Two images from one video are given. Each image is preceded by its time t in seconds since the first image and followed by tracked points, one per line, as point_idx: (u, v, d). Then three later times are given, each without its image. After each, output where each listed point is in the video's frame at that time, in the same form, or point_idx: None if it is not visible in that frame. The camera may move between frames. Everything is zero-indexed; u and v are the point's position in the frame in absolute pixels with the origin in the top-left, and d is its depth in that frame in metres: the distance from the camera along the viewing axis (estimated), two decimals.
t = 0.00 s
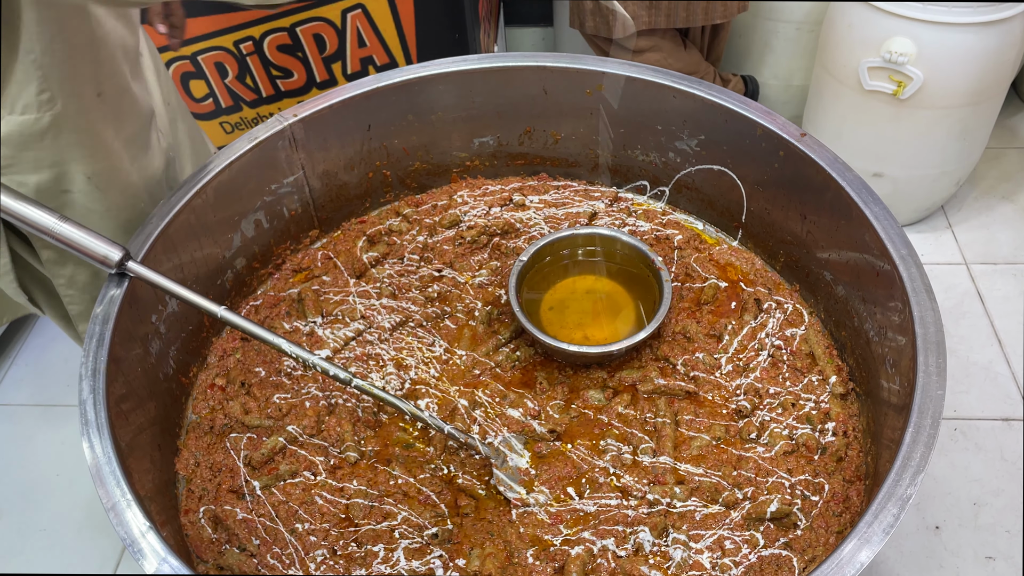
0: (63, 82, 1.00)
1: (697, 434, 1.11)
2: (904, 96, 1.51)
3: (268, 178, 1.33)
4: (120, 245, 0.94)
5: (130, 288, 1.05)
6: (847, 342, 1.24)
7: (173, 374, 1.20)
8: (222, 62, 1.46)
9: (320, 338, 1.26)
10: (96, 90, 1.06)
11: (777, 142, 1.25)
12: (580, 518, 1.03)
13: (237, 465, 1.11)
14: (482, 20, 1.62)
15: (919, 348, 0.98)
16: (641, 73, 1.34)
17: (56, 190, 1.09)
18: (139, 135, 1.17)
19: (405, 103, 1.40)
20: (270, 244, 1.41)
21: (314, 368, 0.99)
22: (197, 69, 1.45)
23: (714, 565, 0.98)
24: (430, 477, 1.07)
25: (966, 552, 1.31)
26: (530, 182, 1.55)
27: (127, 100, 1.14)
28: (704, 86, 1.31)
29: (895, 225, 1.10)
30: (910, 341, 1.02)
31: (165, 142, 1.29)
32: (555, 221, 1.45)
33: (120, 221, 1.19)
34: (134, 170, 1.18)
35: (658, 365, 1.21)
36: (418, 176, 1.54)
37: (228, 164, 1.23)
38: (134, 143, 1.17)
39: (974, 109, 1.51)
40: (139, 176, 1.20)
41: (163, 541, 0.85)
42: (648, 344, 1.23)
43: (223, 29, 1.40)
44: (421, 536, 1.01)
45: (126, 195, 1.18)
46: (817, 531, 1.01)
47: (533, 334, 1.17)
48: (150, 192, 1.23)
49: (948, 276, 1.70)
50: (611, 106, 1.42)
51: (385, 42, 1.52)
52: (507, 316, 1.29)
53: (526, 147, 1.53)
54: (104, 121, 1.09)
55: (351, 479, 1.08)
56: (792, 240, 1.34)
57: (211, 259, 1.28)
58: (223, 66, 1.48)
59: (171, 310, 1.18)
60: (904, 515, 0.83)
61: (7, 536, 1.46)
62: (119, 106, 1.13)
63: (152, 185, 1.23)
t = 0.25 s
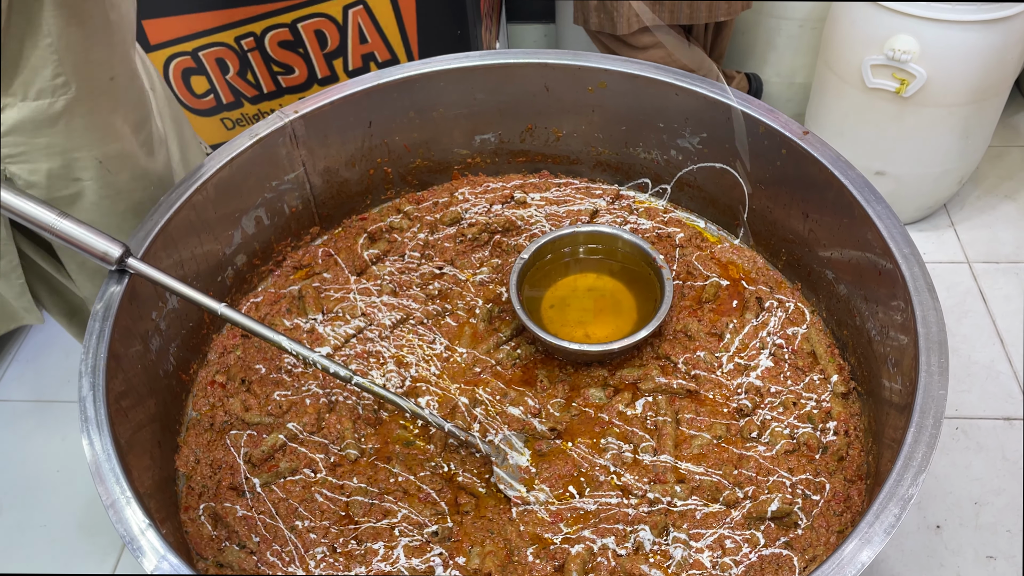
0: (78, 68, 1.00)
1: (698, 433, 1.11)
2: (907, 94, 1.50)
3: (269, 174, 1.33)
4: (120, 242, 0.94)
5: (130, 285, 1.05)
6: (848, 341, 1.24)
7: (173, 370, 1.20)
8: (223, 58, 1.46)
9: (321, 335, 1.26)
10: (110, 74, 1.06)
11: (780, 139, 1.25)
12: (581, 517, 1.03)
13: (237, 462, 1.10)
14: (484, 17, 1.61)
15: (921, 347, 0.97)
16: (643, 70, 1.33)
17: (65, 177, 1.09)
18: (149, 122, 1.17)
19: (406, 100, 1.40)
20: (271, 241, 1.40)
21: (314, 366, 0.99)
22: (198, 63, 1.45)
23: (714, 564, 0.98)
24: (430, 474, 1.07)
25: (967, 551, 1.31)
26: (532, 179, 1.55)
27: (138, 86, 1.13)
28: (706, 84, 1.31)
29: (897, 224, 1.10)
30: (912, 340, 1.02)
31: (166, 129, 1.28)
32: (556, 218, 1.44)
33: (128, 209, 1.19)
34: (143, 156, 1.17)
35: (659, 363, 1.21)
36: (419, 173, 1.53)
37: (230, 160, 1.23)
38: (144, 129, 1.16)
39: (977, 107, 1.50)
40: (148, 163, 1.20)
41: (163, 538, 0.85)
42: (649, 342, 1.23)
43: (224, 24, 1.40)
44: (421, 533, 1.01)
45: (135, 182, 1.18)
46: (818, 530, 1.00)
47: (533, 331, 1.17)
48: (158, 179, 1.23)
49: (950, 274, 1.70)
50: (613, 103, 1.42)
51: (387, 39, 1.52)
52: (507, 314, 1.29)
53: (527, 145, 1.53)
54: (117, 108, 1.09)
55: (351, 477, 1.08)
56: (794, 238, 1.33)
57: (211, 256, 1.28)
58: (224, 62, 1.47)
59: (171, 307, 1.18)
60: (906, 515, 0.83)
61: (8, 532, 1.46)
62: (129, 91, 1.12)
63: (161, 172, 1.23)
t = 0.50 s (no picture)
0: (63, 58, 0.99)
1: (698, 431, 1.10)
2: (910, 91, 1.48)
3: (269, 170, 1.33)
4: (119, 238, 0.94)
5: (129, 281, 1.05)
6: (849, 339, 1.23)
7: (172, 367, 1.20)
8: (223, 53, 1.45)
9: (321, 331, 1.26)
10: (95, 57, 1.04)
11: (781, 137, 1.24)
12: (580, 515, 1.02)
13: (236, 459, 1.10)
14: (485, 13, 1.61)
15: (922, 346, 0.97)
16: (645, 67, 1.33)
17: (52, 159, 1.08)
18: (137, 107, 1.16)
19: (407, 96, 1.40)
20: (271, 237, 1.40)
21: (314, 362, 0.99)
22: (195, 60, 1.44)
23: (713, 562, 0.97)
24: (430, 472, 1.07)
25: (967, 551, 1.30)
26: (533, 176, 1.54)
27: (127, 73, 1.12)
28: (708, 80, 1.30)
29: (899, 222, 1.10)
30: (913, 340, 1.02)
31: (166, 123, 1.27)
32: (557, 215, 1.44)
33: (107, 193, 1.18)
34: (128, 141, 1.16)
35: (659, 361, 1.20)
36: (419, 170, 1.53)
37: (229, 156, 1.22)
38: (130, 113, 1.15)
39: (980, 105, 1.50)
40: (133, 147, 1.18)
41: (161, 535, 0.85)
42: (650, 340, 1.23)
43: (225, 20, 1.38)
44: (420, 531, 1.01)
45: (119, 164, 1.17)
46: (818, 529, 1.00)
47: (533, 329, 1.17)
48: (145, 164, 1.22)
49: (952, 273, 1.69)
50: (614, 100, 1.41)
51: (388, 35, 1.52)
52: (508, 311, 1.29)
53: (528, 141, 1.52)
54: (98, 90, 1.08)
55: (350, 474, 1.08)
56: (795, 236, 1.33)
57: (211, 252, 1.28)
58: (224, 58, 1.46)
59: (171, 303, 1.18)
60: (906, 514, 0.83)
61: (8, 527, 1.46)
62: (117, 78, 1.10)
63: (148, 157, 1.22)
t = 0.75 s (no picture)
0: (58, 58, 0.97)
1: (698, 429, 1.10)
2: (912, 89, 1.48)
3: (268, 166, 1.32)
4: (117, 233, 0.94)
5: (127, 276, 1.05)
6: (850, 337, 1.23)
7: (171, 362, 1.19)
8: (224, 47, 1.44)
9: (320, 327, 1.26)
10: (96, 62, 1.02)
11: (783, 133, 1.24)
12: (579, 512, 1.02)
13: (235, 455, 1.10)
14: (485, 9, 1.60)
15: (924, 345, 0.96)
16: (646, 63, 1.32)
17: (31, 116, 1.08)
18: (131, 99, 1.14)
19: (407, 92, 1.39)
20: (270, 232, 1.40)
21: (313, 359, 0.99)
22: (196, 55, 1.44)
23: (712, 561, 0.97)
24: (428, 469, 1.07)
25: (968, 550, 1.30)
26: (533, 172, 1.53)
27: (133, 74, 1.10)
28: (710, 77, 1.30)
29: (900, 220, 1.09)
30: (914, 338, 1.01)
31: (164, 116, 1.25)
32: (558, 212, 1.43)
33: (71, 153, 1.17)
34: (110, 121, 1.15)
35: (659, 359, 1.20)
36: (419, 166, 1.52)
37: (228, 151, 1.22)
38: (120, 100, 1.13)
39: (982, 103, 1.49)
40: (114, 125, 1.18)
41: (158, 531, 0.85)
42: (650, 337, 1.22)
43: (226, 15, 1.38)
44: (418, 528, 1.01)
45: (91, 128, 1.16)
46: (817, 528, 1.00)
47: (533, 326, 1.16)
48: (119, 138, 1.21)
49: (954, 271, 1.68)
50: (615, 97, 1.40)
51: (389, 31, 1.51)
52: (508, 308, 1.28)
53: (529, 138, 1.52)
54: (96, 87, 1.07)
55: (349, 470, 1.08)
56: (797, 234, 1.32)
57: (210, 247, 1.28)
58: (225, 53, 1.45)
59: (170, 298, 1.18)
60: (906, 513, 0.82)
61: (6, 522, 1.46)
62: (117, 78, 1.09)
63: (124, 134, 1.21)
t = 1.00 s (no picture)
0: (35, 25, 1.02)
1: (700, 425, 1.10)
2: (916, 86, 1.48)
3: (272, 161, 1.33)
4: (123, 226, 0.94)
5: (132, 270, 1.05)
6: (852, 334, 1.23)
7: (175, 356, 1.20)
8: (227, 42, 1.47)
9: (323, 322, 1.26)
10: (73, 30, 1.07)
11: (786, 130, 1.24)
12: (581, 507, 1.03)
13: (239, 448, 1.11)
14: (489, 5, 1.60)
15: (926, 341, 0.97)
16: (649, 59, 1.32)
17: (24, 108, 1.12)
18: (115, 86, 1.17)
19: (411, 87, 1.39)
20: (274, 227, 1.40)
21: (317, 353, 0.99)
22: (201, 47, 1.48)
23: (714, 555, 0.97)
24: (431, 463, 1.07)
25: (968, 547, 1.30)
26: (536, 168, 1.53)
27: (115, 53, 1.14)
28: (713, 73, 1.30)
29: (904, 217, 1.09)
30: (917, 335, 1.02)
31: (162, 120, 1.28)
32: (561, 208, 1.44)
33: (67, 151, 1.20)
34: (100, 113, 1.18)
35: (661, 355, 1.20)
36: (423, 161, 1.52)
37: (232, 146, 1.22)
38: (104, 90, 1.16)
39: (986, 100, 1.49)
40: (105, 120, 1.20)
41: (163, 523, 0.86)
42: (652, 333, 1.22)
43: (227, 10, 1.41)
44: (421, 521, 1.01)
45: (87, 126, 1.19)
46: (819, 524, 1.00)
47: (536, 321, 1.17)
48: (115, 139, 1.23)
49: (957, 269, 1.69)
50: (619, 93, 1.40)
51: (393, 27, 1.51)
52: (510, 303, 1.29)
53: (533, 134, 1.52)
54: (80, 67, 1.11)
55: (352, 464, 1.08)
56: (800, 231, 1.32)
57: (214, 242, 1.28)
58: (228, 47, 1.49)
59: (174, 292, 1.18)
60: (907, 509, 0.83)
61: (10, 515, 1.46)
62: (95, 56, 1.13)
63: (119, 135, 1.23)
